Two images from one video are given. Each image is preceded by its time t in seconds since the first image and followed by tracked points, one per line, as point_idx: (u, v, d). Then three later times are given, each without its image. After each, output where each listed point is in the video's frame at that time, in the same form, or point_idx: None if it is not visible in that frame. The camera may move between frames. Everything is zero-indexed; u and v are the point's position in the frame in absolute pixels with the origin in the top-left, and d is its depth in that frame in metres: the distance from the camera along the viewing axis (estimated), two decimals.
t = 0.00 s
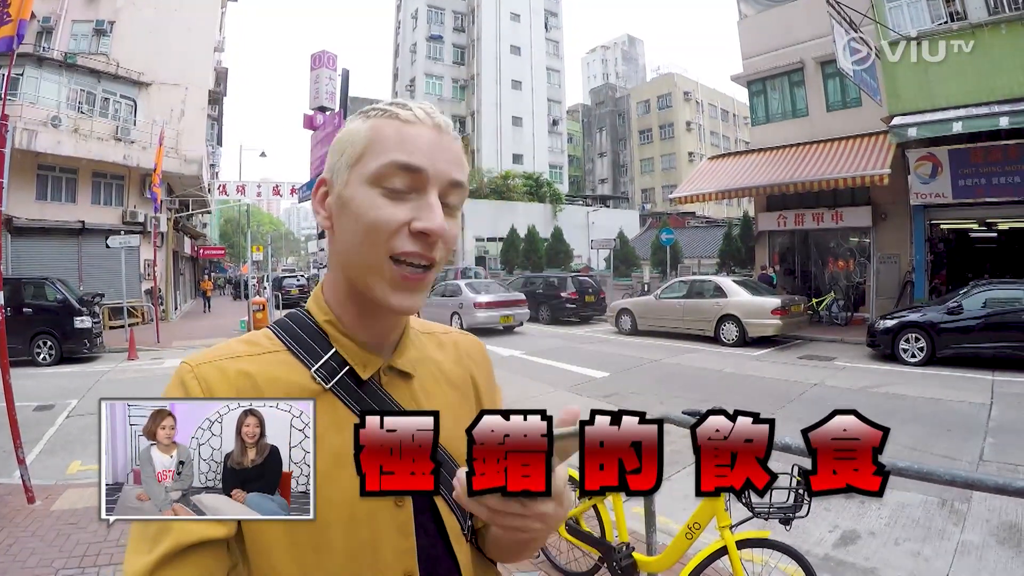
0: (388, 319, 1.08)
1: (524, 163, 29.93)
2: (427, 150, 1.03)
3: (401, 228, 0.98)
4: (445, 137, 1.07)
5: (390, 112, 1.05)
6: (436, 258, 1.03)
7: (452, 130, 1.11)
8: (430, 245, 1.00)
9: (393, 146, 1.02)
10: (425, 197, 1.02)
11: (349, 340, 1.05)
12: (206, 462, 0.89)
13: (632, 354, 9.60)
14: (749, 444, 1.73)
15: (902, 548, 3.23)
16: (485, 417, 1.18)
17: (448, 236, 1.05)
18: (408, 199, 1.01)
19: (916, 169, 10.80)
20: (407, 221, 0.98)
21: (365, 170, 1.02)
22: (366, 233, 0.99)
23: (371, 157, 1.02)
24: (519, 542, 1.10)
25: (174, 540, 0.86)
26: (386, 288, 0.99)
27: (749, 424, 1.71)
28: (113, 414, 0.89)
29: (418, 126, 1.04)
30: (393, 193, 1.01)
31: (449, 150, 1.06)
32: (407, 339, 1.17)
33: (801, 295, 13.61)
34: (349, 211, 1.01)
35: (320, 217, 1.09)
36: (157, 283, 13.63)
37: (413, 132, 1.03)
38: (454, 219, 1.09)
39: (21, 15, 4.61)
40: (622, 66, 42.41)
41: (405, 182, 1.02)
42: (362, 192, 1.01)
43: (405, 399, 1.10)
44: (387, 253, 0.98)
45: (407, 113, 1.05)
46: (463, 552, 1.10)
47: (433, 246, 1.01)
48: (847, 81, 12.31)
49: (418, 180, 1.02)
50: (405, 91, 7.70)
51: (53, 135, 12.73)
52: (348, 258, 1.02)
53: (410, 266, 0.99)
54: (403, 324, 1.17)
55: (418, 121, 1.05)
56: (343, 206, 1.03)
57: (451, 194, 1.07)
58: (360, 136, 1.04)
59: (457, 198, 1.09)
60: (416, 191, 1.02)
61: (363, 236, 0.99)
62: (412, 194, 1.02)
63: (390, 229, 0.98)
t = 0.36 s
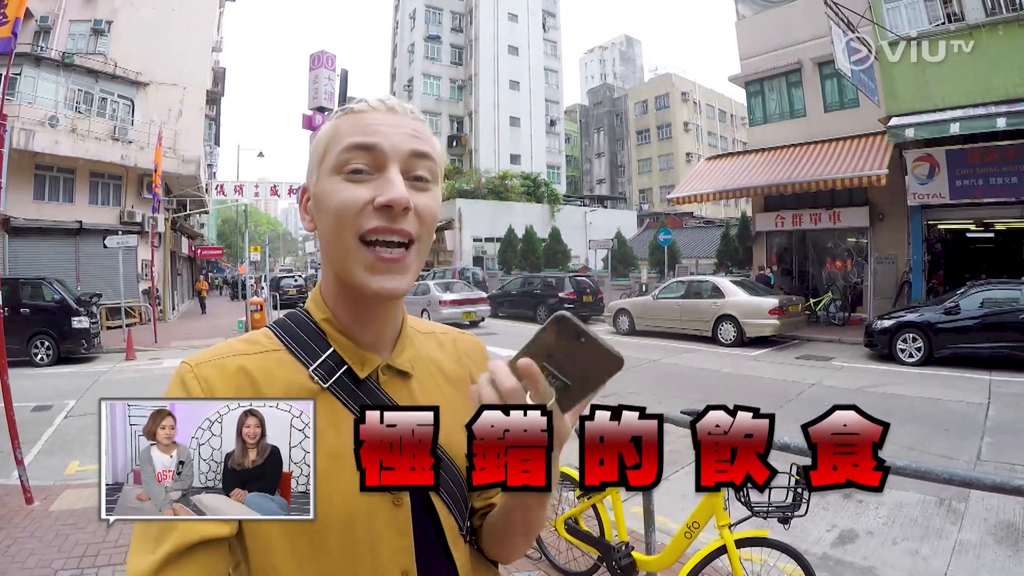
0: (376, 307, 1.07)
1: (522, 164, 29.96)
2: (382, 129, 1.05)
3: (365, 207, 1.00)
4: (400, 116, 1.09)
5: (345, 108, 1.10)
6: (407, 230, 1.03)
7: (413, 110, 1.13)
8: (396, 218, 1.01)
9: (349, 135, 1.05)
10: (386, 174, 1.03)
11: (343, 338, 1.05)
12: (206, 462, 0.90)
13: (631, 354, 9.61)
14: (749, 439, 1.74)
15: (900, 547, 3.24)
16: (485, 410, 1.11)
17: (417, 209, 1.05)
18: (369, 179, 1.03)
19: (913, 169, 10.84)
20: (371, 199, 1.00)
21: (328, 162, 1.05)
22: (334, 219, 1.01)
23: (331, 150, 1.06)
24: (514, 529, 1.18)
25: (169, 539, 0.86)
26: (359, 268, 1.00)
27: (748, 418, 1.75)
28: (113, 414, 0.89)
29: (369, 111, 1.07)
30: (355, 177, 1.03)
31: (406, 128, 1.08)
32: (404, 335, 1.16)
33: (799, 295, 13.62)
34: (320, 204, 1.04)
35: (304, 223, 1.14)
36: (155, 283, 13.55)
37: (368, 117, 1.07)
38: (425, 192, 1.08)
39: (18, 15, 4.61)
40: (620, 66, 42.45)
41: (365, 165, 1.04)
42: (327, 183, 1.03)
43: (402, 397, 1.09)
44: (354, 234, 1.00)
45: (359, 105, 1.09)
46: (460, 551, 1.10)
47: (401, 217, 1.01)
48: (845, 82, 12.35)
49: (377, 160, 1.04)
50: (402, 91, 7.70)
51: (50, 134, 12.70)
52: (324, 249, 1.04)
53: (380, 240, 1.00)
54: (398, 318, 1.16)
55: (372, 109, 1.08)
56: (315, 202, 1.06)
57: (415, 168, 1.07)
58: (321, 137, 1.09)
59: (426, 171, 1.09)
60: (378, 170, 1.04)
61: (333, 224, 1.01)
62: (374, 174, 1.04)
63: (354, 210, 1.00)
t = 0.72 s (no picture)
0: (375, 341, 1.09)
1: (524, 161, 29.94)
2: (386, 178, 0.97)
3: (363, 267, 0.98)
4: (410, 156, 0.98)
5: (350, 130, 0.99)
6: (406, 292, 1.01)
7: (426, 141, 1.01)
8: (394, 286, 0.99)
9: (351, 177, 0.98)
10: (388, 233, 0.98)
11: (337, 342, 1.03)
12: (206, 462, 0.89)
13: (633, 352, 9.60)
14: (749, 440, 1.73)
15: (903, 546, 3.23)
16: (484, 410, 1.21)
17: (419, 267, 1.02)
18: (369, 234, 0.99)
19: (916, 167, 10.79)
20: (369, 262, 0.98)
21: (328, 202, 1.00)
22: (331, 269, 1.00)
23: (332, 187, 1.00)
24: (511, 547, 1.12)
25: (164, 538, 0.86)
26: (357, 327, 1.01)
27: (748, 420, 1.74)
28: (113, 413, 0.89)
29: (375, 151, 0.97)
30: (354, 229, 0.99)
31: (416, 173, 0.99)
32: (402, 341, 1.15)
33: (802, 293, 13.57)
34: (320, 245, 1.02)
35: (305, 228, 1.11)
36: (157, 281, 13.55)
37: (373, 156, 0.97)
38: (431, 242, 1.04)
39: (18, 13, 4.63)
40: (622, 64, 42.30)
41: (366, 215, 0.99)
42: (326, 226, 1.00)
43: (397, 399, 1.09)
44: (352, 292, 1.00)
45: (365, 135, 0.98)
46: (451, 554, 1.10)
47: (400, 284, 0.99)
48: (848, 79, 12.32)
49: (378, 215, 0.98)
50: (403, 90, 7.70)
51: (52, 133, 12.71)
52: (324, 288, 1.04)
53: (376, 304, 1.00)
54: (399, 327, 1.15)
55: (380, 145, 0.98)
56: (315, 233, 1.04)
57: (423, 218, 1.01)
58: (323, 159, 1.01)
59: (435, 219, 1.03)
60: (380, 224, 0.99)
61: (332, 274, 1.01)
62: (374, 228, 0.99)
63: (351, 268, 0.99)
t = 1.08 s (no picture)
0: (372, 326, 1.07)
1: (528, 158, 29.90)
2: (371, 150, 0.98)
3: (354, 244, 0.97)
4: (394, 124, 0.99)
5: (331, 108, 1.01)
6: (402, 266, 1.00)
7: (409, 110, 1.02)
8: (387, 260, 0.98)
9: (335, 152, 0.98)
10: (377, 205, 0.98)
11: (327, 340, 1.03)
12: (206, 462, 0.89)
13: (636, 349, 9.58)
14: (749, 440, 1.73)
15: (908, 546, 3.22)
16: (484, 411, 1.22)
17: (413, 241, 1.01)
18: (358, 210, 0.99)
19: (922, 165, 10.72)
20: (361, 235, 0.97)
21: (313, 180, 1.00)
22: (320, 251, 1.00)
23: (316, 166, 1.00)
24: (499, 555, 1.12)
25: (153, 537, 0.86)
26: (351, 306, 1.00)
27: (748, 420, 1.74)
28: (113, 413, 0.89)
29: (360, 121, 0.98)
30: (341, 206, 0.99)
31: (401, 141, 0.99)
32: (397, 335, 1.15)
33: (806, 291, 13.50)
34: (308, 227, 1.02)
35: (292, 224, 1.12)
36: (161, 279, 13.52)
37: (357, 130, 0.98)
38: (425, 215, 1.04)
39: (20, 12, 4.65)
40: (626, 61, 42.16)
41: (353, 190, 0.99)
42: (312, 207, 1.00)
43: (389, 398, 1.09)
44: (343, 272, 0.99)
45: (346, 108, 0.99)
46: (443, 558, 1.09)
47: (394, 257, 0.99)
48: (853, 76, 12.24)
49: (366, 188, 0.98)
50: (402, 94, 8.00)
51: (56, 130, 12.75)
52: (313, 275, 1.03)
53: (369, 280, 0.99)
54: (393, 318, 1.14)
55: (363, 115, 0.99)
56: (302, 221, 1.04)
57: (413, 189, 1.01)
58: (307, 142, 1.02)
59: (425, 190, 1.03)
60: (368, 199, 0.99)
61: (321, 254, 1.00)
62: (362, 203, 0.99)
63: (341, 245, 0.98)
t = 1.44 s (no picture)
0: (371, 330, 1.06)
1: (531, 156, 29.88)
2: (415, 159, 0.97)
3: (385, 249, 0.96)
4: (440, 137, 0.99)
5: (378, 109, 0.99)
6: (426, 278, 1.01)
7: (451, 127, 1.03)
8: (416, 270, 0.98)
9: (379, 156, 0.97)
10: (413, 215, 0.98)
11: (325, 339, 1.02)
12: (206, 462, 0.89)
13: (639, 348, 9.56)
14: (749, 440, 1.72)
15: (911, 547, 3.21)
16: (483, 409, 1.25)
17: (439, 255, 1.02)
18: (392, 216, 0.97)
19: (926, 163, 10.68)
20: (393, 243, 0.96)
21: (348, 179, 0.97)
22: (345, 252, 0.97)
23: (353, 165, 0.98)
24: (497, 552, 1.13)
25: (148, 537, 0.86)
26: (371, 311, 0.98)
27: (748, 420, 1.72)
28: (113, 413, 0.88)
29: (411, 130, 0.97)
30: (376, 210, 0.97)
31: (444, 156, 1.00)
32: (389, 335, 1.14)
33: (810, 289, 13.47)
34: (331, 225, 0.98)
35: (300, 215, 1.07)
36: (164, 277, 13.50)
37: (403, 136, 0.97)
38: (448, 233, 1.05)
39: (21, 10, 4.68)
40: (629, 58, 42.06)
41: (391, 198, 0.98)
42: (342, 205, 0.97)
43: (383, 395, 1.08)
44: (368, 275, 0.97)
45: (396, 112, 0.98)
46: (437, 555, 1.10)
47: (421, 268, 0.98)
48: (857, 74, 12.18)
49: (405, 196, 0.97)
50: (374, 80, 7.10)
51: (59, 129, 12.78)
52: (327, 274, 1.00)
53: (393, 289, 0.98)
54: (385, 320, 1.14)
55: (410, 122, 0.98)
56: (324, 217, 1.00)
57: (446, 207, 1.02)
58: (345, 137, 0.98)
59: (454, 206, 1.04)
60: (403, 208, 0.98)
61: (345, 254, 0.97)
62: (397, 210, 0.98)
63: (371, 249, 0.96)
